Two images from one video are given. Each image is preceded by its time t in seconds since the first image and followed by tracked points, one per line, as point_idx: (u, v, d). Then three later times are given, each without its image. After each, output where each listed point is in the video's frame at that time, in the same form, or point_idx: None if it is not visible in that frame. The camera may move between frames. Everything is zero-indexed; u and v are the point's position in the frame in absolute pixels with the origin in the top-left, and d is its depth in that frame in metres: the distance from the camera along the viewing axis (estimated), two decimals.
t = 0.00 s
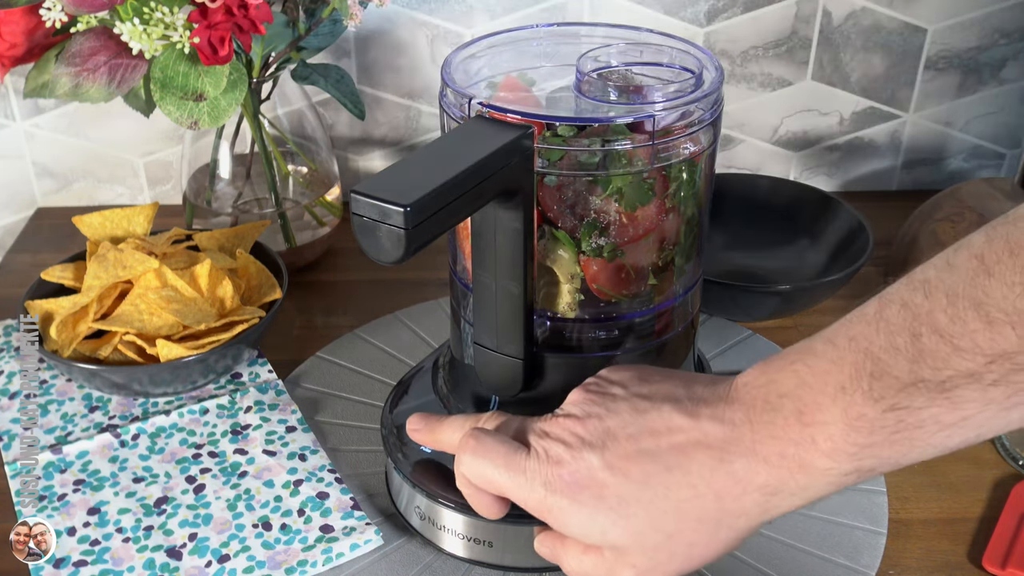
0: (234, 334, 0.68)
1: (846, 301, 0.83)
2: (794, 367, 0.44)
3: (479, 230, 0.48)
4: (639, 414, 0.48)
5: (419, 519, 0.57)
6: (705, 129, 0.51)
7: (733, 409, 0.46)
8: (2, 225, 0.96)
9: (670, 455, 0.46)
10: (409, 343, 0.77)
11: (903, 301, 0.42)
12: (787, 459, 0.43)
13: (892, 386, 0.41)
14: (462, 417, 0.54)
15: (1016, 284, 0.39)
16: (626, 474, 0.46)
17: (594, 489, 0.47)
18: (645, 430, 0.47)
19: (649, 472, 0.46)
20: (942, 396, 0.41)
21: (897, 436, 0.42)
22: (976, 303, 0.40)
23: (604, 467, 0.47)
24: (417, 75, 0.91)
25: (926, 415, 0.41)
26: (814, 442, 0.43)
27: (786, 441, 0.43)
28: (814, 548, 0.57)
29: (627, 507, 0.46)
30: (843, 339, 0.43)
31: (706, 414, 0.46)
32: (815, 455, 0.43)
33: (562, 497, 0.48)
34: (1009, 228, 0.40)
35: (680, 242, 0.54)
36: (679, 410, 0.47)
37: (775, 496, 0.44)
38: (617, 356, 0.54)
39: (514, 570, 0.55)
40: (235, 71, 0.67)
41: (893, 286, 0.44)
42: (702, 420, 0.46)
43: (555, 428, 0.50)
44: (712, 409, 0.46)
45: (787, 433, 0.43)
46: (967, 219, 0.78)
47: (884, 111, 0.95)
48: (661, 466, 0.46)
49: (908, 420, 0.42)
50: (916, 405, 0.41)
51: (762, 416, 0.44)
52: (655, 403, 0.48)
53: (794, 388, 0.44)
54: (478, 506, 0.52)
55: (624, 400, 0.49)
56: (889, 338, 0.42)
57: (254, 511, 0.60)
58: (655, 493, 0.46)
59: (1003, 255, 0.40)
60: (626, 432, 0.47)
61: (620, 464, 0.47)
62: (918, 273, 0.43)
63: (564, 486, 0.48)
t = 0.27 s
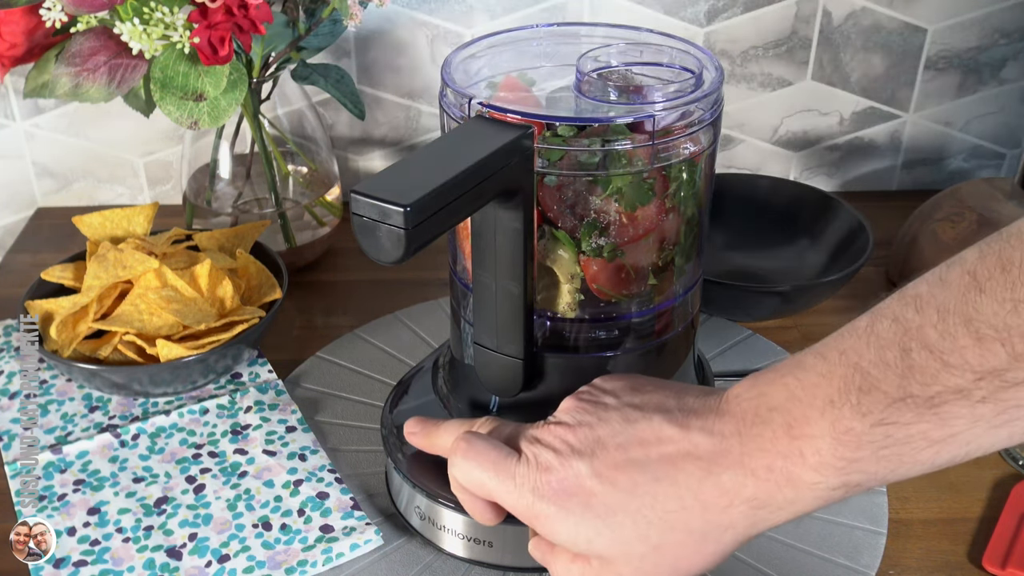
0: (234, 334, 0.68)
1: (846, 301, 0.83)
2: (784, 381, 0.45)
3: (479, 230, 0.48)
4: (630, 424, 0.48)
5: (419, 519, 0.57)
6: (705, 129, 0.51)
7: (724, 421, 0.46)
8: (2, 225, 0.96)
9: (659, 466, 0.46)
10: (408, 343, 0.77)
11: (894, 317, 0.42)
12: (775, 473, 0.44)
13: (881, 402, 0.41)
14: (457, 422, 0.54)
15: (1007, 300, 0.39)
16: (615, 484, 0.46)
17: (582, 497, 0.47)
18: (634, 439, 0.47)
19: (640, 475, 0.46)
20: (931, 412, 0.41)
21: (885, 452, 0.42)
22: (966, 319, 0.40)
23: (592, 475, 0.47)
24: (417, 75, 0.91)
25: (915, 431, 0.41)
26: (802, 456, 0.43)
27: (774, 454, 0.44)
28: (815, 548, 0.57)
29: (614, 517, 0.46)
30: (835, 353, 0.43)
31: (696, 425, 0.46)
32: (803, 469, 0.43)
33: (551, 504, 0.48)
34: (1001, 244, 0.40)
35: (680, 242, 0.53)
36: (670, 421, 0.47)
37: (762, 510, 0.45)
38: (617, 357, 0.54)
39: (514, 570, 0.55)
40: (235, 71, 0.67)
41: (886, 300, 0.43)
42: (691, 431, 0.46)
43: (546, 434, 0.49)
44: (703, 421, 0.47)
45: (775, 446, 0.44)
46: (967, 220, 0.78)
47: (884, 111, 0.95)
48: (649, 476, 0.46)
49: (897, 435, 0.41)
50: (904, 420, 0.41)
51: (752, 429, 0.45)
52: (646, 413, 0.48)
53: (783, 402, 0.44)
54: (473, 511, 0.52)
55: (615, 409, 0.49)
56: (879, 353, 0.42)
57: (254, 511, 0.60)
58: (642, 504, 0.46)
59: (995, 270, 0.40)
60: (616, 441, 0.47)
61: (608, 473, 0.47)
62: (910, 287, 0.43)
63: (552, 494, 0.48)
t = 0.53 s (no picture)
0: (234, 334, 0.68)
1: (845, 302, 0.82)
2: (776, 386, 0.45)
3: (479, 230, 0.48)
4: (620, 425, 0.48)
5: (419, 519, 0.57)
6: (705, 128, 0.51)
7: (715, 424, 0.46)
8: (2, 225, 0.96)
9: (647, 467, 0.46)
10: (408, 343, 0.77)
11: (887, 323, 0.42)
12: (763, 475, 0.44)
13: (871, 407, 0.41)
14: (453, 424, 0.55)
15: (1000, 307, 0.39)
16: (603, 483, 0.47)
17: (570, 496, 0.48)
18: (624, 440, 0.48)
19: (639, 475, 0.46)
20: (921, 418, 0.41)
21: (873, 457, 0.42)
22: (958, 326, 0.40)
23: (581, 474, 0.48)
24: (417, 75, 0.91)
25: (905, 437, 0.41)
26: (791, 460, 0.43)
27: (763, 457, 0.44)
28: (814, 548, 0.57)
29: (601, 516, 0.47)
30: (826, 358, 0.43)
31: (686, 428, 0.47)
32: (791, 473, 0.43)
33: (538, 502, 0.49)
34: (995, 253, 0.40)
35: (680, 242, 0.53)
36: (660, 423, 0.47)
37: (749, 513, 0.45)
38: (616, 357, 0.54)
39: (514, 570, 0.55)
40: (235, 71, 0.67)
41: (880, 307, 0.43)
42: (682, 433, 0.47)
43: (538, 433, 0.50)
44: (693, 423, 0.47)
45: (765, 449, 0.44)
46: (967, 220, 0.78)
47: (883, 111, 0.95)
48: (637, 477, 0.46)
49: (886, 440, 0.41)
50: (895, 425, 0.41)
51: (742, 432, 0.45)
52: (637, 414, 0.49)
53: (775, 406, 0.44)
54: (466, 508, 0.53)
55: (606, 410, 0.49)
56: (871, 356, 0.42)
57: (254, 511, 0.60)
58: (629, 504, 0.46)
59: (989, 279, 0.40)
60: (606, 442, 0.48)
61: (597, 473, 0.47)
62: (904, 294, 0.43)
63: (541, 492, 0.49)
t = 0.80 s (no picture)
0: (234, 334, 0.68)
1: (845, 302, 0.82)
2: (774, 372, 0.45)
3: (479, 231, 0.48)
4: (617, 409, 0.49)
5: (419, 519, 0.57)
6: (705, 128, 0.51)
7: (711, 409, 0.47)
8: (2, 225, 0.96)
9: (641, 449, 0.47)
10: (407, 343, 0.77)
11: (886, 309, 0.43)
12: (757, 458, 0.44)
13: (867, 390, 0.42)
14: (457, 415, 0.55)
15: (998, 292, 0.40)
16: (597, 465, 0.47)
17: (564, 478, 0.48)
18: (621, 424, 0.48)
19: (639, 474, 0.46)
20: (918, 403, 0.42)
21: (868, 441, 0.43)
22: (957, 311, 0.41)
23: (576, 455, 0.48)
24: (417, 75, 0.91)
25: (900, 421, 0.42)
26: (785, 443, 0.44)
27: (757, 440, 0.44)
28: (814, 549, 0.57)
29: (595, 498, 0.47)
30: (825, 345, 0.44)
31: (683, 413, 0.47)
32: (785, 455, 0.44)
33: (532, 483, 0.49)
34: (997, 241, 0.41)
35: (681, 241, 0.53)
36: (658, 408, 0.48)
37: (741, 497, 0.45)
38: (616, 356, 0.54)
39: (514, 570, 0.55)
40: (235, 71, 0.67)
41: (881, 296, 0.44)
42: (679, 418, 0.47)
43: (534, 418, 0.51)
44: (690, 409, 0.47)
45: (760, 432, 0.44)
46: (967, 220, 0.78)
47: (883, 111, 0.95)
48: (631, 458, 0.47)
49: (883, 424, 0.42)
50: (889, 409, 0.42)
51: (738, 416, 0.45)
52: (635, 400, 0.49)
53: (772, 391, 0.45)
54: (462, 495, 0.53)
55: (604, 396, 0.50)
56: (870, 343, 0.43)
57: (254, 511, 0.60)
58: (623, 486, 0.46)
59: (989, 264, 0.40)
60: (602, 425, 0.48)
61: (592, 455, 0.48)
62: (904, 283, 0.44)
63: (535, 474, 0.49)
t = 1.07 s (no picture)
0: (234, 334, 0.68)
1: (845, 302, 0.82)
2: (774, 373, 0.46)
3: (479, 231, 0.48)
4: (617, 410, 0.49)
5: (419, 519, 0.57)
6: (707, 130, 0.51)
7: (711, 410, 0.47)
8: (2, 225, 0.96)
9: (641, 450, 0.47)
10: (406, 342, 0.77)
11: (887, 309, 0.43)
12: (757, 459, 0.44)
13: (867, 390, 0.42)
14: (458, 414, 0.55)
15: (999, 292, 0.39)
16: (595, 465, 0.48)
17: (562, 478, 0.48)
18: (620, 425, 0.48)
19: (639, 476, 0.47)
20: (918, 403, 0.41)
21: (868, 442, 0.43)
22: (956, 310, 0.40)
23: (574, 456, 0.48)
24: (417, 75, 0.91)
25: (901, 421, 0.42)
26: (786, 443, 0.44)
27: (757, 441, 0.44)
28: (814, 546, 0.57)
29: (592, 498, 0.47)
30: (825, 345, 0.44)
31: (683, 414, 0.48)
32: (785, 456, 0.44)
33: (530, 484, 0.49)
34: (997, 241, 0.40)
35: (682, 244, 0.53)
36: (659, 409, 0.48)
37: (741, 497, 0.45)
38: (616, 357, 0.54)
39: (514, 570, 0.55)
40: (235, 70, 0.67)
41: (880, 295, 0.44)
42: (679, 419, 0.47)
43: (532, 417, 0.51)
44: (690, 410, 0.48)
45: (761, 432, 0.44)
46: (967, 220, 0.78)
47: (883, 111, 0.95)
48: (631, 459, 0.47)
49: (883, 424, 0.42)
50: (890, 410, 0.42)
51: (738, 416, 0.46)
52: (634, 401, 0.49)
53: (771, 391, 0.45)
54: (461, 496, 0.53)
55: (603, 397, 0.50)
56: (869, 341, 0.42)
57: (254, 511, 0.60)
58: (622, 485, 0.47)
59: (989, 264, 0.40)
60: (601, 425, 0.49)
61: (590, 455, 0.48)
62: (904, 284, 0.43)
63: (533, 474, 0.49)
